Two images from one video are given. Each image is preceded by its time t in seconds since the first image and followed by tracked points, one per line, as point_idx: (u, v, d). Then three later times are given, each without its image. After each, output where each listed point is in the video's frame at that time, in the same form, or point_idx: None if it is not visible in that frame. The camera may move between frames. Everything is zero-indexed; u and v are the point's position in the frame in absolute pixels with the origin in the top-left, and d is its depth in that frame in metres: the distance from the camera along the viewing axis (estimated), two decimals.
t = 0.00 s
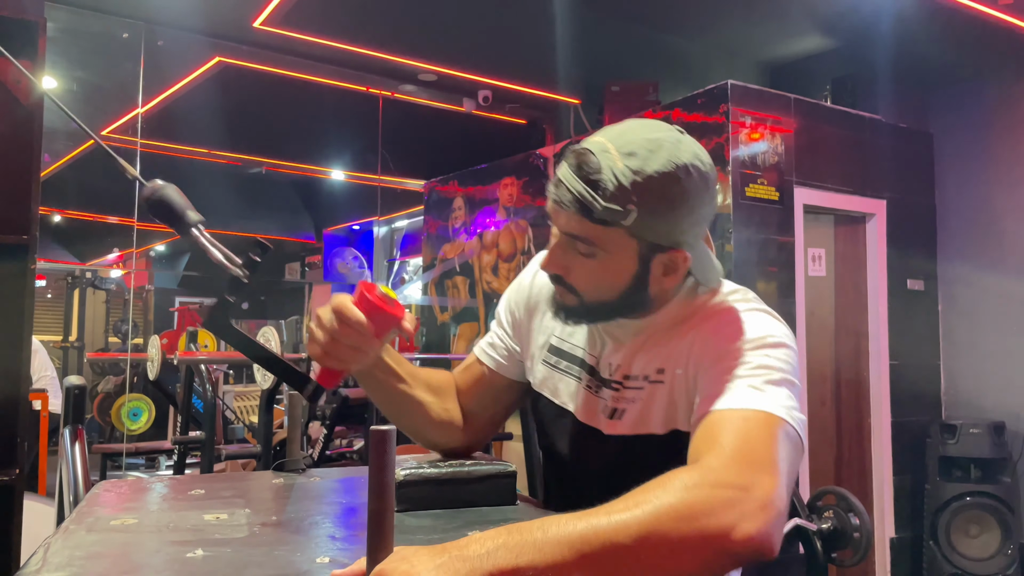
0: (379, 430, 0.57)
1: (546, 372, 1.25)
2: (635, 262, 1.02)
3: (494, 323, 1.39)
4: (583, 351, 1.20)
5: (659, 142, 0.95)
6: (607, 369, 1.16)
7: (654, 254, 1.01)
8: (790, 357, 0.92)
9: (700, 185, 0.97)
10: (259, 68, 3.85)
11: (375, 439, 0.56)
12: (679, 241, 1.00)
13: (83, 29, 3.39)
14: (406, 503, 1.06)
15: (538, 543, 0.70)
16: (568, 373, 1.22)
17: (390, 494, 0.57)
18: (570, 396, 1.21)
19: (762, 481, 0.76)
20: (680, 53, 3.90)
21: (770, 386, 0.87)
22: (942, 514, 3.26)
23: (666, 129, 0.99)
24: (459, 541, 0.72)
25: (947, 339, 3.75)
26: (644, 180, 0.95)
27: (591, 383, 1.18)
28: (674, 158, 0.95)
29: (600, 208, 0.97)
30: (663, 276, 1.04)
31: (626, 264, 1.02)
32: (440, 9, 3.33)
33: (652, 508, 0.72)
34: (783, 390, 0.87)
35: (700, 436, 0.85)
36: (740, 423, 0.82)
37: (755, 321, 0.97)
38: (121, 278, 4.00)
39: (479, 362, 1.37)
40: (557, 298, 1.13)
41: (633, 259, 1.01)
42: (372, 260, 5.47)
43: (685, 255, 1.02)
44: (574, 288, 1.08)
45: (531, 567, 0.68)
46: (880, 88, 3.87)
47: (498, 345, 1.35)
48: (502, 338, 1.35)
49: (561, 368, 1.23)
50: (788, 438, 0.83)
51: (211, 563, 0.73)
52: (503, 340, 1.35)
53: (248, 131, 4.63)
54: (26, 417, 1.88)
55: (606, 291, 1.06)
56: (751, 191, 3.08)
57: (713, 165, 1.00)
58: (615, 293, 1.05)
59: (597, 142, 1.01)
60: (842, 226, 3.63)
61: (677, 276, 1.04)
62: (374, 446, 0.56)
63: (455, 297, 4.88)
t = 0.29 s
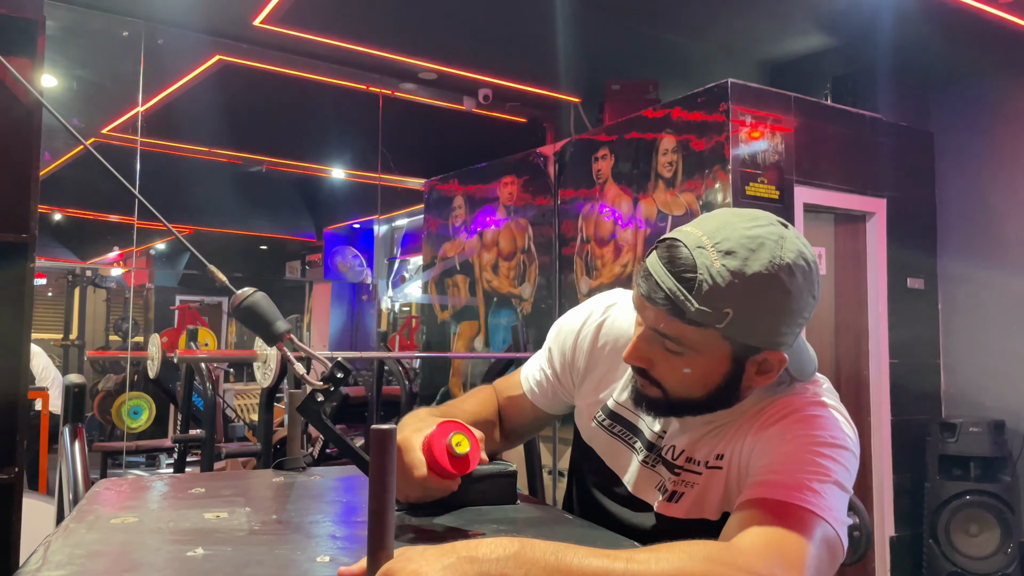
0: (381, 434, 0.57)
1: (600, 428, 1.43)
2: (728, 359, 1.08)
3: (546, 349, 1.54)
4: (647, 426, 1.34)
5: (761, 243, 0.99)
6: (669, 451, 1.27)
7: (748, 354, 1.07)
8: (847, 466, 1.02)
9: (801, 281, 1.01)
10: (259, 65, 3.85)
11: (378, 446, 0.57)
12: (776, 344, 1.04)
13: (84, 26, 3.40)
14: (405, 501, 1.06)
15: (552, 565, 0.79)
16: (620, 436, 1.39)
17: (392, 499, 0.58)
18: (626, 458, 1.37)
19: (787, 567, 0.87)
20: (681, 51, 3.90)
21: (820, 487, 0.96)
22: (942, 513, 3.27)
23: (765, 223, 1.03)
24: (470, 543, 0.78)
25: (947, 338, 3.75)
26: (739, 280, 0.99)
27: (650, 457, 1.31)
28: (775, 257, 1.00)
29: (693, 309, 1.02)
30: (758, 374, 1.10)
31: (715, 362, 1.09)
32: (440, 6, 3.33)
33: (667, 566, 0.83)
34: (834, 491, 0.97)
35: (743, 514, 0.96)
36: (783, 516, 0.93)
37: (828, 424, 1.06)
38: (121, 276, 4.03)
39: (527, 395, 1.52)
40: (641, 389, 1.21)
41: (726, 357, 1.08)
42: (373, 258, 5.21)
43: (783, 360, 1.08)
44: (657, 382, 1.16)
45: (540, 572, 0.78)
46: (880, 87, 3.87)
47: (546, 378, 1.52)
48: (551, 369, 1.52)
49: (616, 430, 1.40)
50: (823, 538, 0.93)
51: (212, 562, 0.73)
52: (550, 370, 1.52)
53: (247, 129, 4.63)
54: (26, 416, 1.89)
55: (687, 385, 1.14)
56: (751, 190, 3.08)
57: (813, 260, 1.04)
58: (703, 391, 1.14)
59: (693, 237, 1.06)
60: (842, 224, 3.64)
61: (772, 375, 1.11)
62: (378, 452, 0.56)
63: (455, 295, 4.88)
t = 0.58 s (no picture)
0: (379, 432, 0.57)
1: (559, 377, 1.32)
2: (649, 261, 1.08)
3: (505, 322, 1.48)
4: (597, 358, 1.27)
5: (673, 140, 1.01)
6: (622, 380, 1.21)
7: (669, 253, 1.07)
8: (802, 367, 0.98)
9: (716, 179, 1.02)
10: (259, 65, 3.84)
11: (376, 442, 0.56)
12: (695, 242, 1.06)
13: (84, 26, 3.38)
14: (407, 502, 1.06)
15: (542, 548, 0.76)
16: (583, 381, 1.28)
17: (391, 496, 0.58)
18: (583, 399, 1.27)
19: (773, 498, 0.81)
20: (682, 50, 3.90)
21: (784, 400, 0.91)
22: (942, 512, 3.27)
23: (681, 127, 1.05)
24: (463, 543, 0.76)
25: (947, 337, 3.75)
26: (654, 175, 1.01)
27: (607, 392, 1.23)
28: (687, 155, 1.00)
29: (610, 205, 1.04)
30: (681, 278, 1.10)
31: (639, 265, 1.09)
32: (440, 5, 3.33)
33: (656, 518, 0.78)
34: (796, 400, 0.92)
35: (716, 445, 0.90)
36: (750, 438, 0.87)
37: (767, 331, 1.03)
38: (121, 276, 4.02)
39: (488, 372, 1.44)
40: (575, 306, 1.20)
41: (648, 258, 1.08)
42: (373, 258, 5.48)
43: (702, 258, 1.08)
44: (588, 290, 1.15)
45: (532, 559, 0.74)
46: (881, 86, 3.87)
47: (508, 347, 1.43)
48: (511, 343, 1.43)
49: (576, 375, 1.29)
50: (801, 451, 0.88)
51: (211, 562, 0.73)
52: (512, 345, 1.43)
53: (248, 128, 4.63)
54: (27, 415, 1.89)
55: (619, 293, 1.12)
56: (752, 189, 3.08)
57: (727, 165, 1.05)
58: (629, 297, 1.12)
59: (613, 143, 1.07)
60: (842, 224, 3.63)
61: (694, 277, 1.10)
62: (376, 447, 0.56)
63: (455, 295, 4.89)
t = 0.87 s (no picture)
0: (381, 434, 0.57)
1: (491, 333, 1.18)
2: (553, 191, 1.04)
3: (440, 308, 1.31)
4: (520, 306, 1.17)
5: (570, 76, 0.99)
6: (544, 318, 1.10)
7: (568, 182, 1.04)
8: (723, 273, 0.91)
9: (611, 117, 1.00)
10: (260, 65, 3.84)
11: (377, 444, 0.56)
12: (591, 171, 1.03)
13: (84, 24, 3.38)
14: (408, 503, 1.06)
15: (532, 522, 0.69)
16: (512, 330, 1.15)
17: (392, 496, 0.58)
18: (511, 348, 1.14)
19: (724, 395, 0.73)
20: (682, 50, 3.90)
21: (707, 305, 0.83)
22: (943, 511, 3.27)
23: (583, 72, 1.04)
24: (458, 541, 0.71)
25: (948, 337, 3.74)
26: (554, 106, 0.98)
27: (534, 335, 1.12)
28: (583, 91, 0.99)
29: (514, 133, 0.99)
30: (580, 212, 1.06)
31: (542, 193, 1.05)
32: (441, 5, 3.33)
33: (620, 453, 0.70)
34: (721, 305, 0.84)
35: (656, 367, 0.81)
36: (691, 352, 0.78)
37: (683, 250, 0.95)
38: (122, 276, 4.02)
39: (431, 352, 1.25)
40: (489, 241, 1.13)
41: (550, 187, 1.04)
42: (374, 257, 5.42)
43: (600, 187, 1.06)
44: (497, 223, 1.09)
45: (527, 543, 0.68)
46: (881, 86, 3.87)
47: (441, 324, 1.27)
48: (449, 316, 1.27)
49: (505, 327, 1.16)
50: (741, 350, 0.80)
51: (213, 563, 0.73)
52: (451, 319, 1.27)
53: (248, 127, 4.63)
54: (28, 415, 1.89)
55: (529, 223, 1.07)
56: (753, 189, 3.08)
57: (625, 106, 1.04)
58: (536, 223, 1.07)
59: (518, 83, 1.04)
60: (843, 223, 3.63)
61: (592, 210, 1.07)
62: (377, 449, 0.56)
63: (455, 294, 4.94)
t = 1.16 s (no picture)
0: (382, 433, 0.56)
1: (520, 349, 1.21)
2: (593, 226, 1.03)
3: (467, 309, 1.34)
4: (551, 324, 1.18)
5: (611, 107, 0.98)
6: (576, 344, 1.12)
7: (611, 218, 1.02)
8: (761, 317, 0.91)
9: (655, 147, 0.99)
10: (260, 64, 3.84)
11: (379, 442, 0.56)
12: (633, 206, 1.01)
13: (84, 25, 3.38)
14: (408, 502, 1.06)
15: (539, 538, 0.70)
16: (543, 347, 1.18)
17: (393, 497, 0.57)
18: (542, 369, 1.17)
19: (753, 449, 0.74)
20: (684, 49, 3.90)
21: (748, 352, 0.83)
22: (944, 510, 3.27)
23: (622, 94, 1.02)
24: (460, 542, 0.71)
25: (949, 335, 3.74)
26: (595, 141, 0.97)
27: (563, 358, 1.14)
28: (626, 122, 0.97)
29: (554, 170, 0.99)
30: (623, 242, 1.04)
31: (584, 229, 1.03)
32: (441, 4, 3.33)
33: (644, 490, 0.71)
34: (762, 352, 0.84)
35: (684, 407, 0.82)
36: (725, 395, 0.79)
37: (722, 288, 0.95)
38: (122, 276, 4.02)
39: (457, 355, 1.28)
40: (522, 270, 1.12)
41: (592, 222, 1.02)
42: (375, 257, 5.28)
43: (643, 220, 1.03)
44: (536, 257, 1.07)
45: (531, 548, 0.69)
46: (882, 84, 3.86)
47: (468, 329, 1.29)
48: (476, 322, 1.29)
49: (536, 345, 1.19)
50: (773, 403, 0.81)
51: (215, 563, 0.73)
52: (478, 324, 1.29)
53: (248, 127, 4.63)
54: (30, 414, 1.89)
55: (566, 258, 1.05)
56: (754, 188, 3.08)
57: (666, 131, 1.02)
58: (576, 260, 1.05)
59: (554, 111, 1.03)
60: (844, 221, 3.62)
61: (636, 239, 1.04)
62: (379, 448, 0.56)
63: (456, 292, 4.96)
